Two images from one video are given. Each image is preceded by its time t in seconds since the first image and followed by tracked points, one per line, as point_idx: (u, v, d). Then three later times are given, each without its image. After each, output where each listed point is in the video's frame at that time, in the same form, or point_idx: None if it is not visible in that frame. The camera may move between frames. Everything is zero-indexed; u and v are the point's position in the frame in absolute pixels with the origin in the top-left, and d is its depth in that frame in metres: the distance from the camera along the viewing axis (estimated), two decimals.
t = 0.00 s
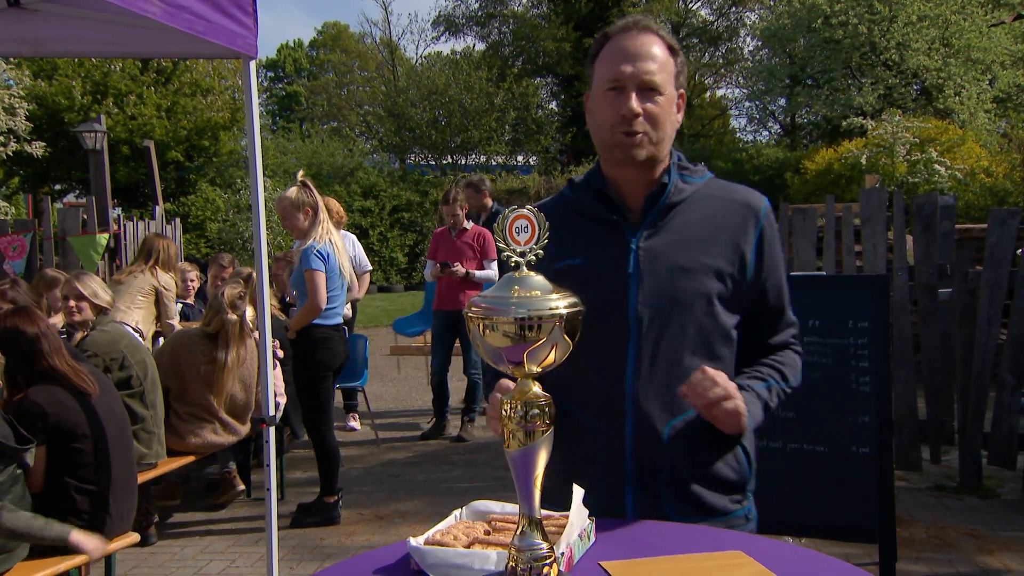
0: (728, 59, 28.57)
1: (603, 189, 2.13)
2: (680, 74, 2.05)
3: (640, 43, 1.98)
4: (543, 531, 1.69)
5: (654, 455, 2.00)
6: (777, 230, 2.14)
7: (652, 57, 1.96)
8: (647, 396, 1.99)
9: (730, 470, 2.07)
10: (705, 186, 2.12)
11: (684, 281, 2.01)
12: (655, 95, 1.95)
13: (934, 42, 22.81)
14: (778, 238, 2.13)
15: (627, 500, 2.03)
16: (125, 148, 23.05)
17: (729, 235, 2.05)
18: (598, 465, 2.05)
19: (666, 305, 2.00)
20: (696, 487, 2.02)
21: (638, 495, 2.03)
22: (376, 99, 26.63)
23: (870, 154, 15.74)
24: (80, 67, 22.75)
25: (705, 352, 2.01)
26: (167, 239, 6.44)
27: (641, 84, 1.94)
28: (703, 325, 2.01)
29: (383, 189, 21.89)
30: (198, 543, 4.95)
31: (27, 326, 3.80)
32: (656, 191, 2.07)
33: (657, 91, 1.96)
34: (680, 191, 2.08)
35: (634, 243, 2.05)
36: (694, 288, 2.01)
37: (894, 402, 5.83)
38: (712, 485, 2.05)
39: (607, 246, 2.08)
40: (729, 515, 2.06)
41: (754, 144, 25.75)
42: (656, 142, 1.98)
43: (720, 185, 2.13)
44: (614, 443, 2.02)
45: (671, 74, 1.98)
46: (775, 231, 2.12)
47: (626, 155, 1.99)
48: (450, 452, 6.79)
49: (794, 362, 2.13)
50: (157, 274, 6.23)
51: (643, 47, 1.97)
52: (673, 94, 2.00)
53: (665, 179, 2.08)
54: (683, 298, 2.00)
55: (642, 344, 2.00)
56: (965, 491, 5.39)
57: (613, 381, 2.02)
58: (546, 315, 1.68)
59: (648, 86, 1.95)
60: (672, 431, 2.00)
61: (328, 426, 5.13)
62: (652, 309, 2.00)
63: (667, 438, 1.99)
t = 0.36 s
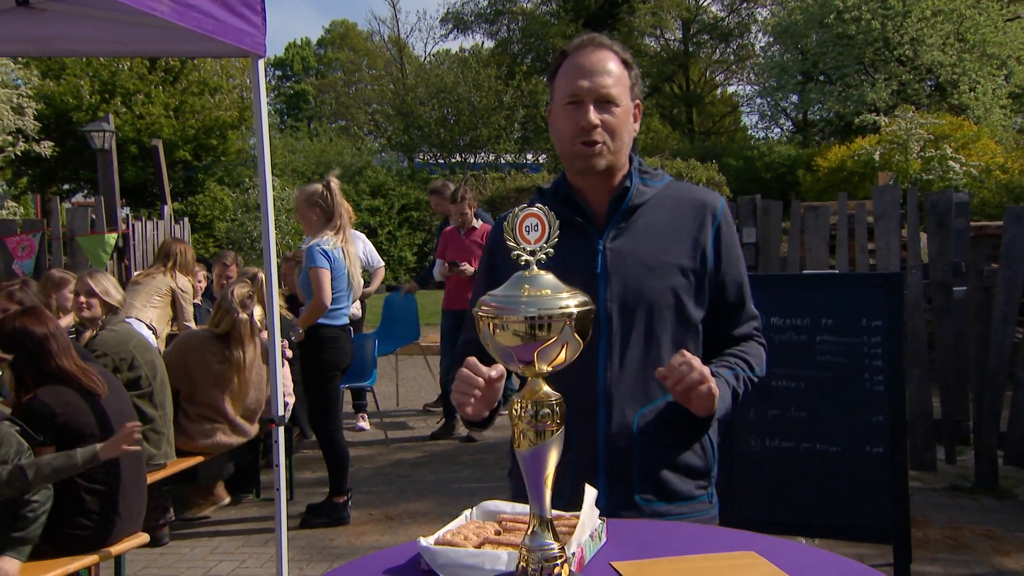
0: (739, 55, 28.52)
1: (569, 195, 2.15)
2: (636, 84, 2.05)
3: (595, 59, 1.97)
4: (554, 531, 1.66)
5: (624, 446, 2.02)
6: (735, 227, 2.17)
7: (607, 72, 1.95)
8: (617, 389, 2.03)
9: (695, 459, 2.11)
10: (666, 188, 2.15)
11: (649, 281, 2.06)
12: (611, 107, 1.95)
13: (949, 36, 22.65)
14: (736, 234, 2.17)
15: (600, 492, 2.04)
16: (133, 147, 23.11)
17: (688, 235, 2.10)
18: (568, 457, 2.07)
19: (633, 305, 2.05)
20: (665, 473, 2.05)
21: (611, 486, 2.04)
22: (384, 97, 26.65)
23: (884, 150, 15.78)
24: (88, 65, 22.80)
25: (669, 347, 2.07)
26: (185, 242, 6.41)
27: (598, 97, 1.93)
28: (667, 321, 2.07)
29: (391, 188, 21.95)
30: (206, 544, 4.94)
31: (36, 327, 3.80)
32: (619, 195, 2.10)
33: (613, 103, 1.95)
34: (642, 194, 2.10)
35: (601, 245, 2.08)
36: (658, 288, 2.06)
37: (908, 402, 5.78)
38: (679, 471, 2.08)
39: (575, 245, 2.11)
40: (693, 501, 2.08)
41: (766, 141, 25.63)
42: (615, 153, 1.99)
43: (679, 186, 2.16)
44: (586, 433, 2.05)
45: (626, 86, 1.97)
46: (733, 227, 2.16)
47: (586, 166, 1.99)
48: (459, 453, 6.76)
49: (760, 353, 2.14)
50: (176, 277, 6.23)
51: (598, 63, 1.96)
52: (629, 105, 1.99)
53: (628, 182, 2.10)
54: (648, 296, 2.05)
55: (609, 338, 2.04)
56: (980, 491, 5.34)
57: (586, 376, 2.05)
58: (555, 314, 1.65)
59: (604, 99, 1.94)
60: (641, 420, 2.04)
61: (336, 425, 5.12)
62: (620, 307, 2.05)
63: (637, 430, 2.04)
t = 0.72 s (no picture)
0: (748, 50, 28.44)
1: (564, 182, 2.16)
2: (623, 81, 2.02)
3: (580, 65, 1.93)
4: (561, 529, 1.64)
5: (630, 419, 2.03)
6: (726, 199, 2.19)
7: (594, 78, 1.92)
8: (622, 367, 2.02)
9: (697, 430, 2.11)
10: (658, 170, 2.16)
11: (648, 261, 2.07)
12: (599, 113, 1.94)
13: (960, 31, 22.52)
14: (729, 206, 2.18)
15: (607, 469, 2.04)
16: (139, 142, 23.13)
17: (683, 211, 2.12)
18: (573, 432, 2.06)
19: (635, 285, 2.06)
20: (668, 444, 2.06)
21: (618, 462, 2.04)
22: (390, 92, 26.64)
23: (895, 146, 15.73)
24: (93, 60, 22.81)
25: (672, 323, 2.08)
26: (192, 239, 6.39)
27: (585, 105, 1.92)
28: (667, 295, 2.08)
29: (396, 184, 21.95)
30: (212, 541, 4.92)
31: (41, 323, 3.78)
32: (615, 179, 2.10)
33: (601, 108, 1.93)
34: (636, 178, 2.12)
35: (599, 228, 2.09)
36: (655, 266, 2.07)
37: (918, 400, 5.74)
38: (682, 442, 2.08)
39: (575, 227, 2.12)
40: (696, 471, 2.09)
41: (775, 137, 25.53)
42: (606, 157, 2.00)
43: (670, 166, 2.17)
44: (591, 412, 2.04)
45: (612, 88, 1.94)
46: (725, 199, 2.17)
47: (580, 167, 2.01)
48: (464, 450, 6.74)
49: (766, 318, 2.05)
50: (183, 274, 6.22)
51: (585, 68, 1.93)
52: (617, 106, 1.97)
53: (622, 167, 2.10)
54: (649, 273, 2.07)
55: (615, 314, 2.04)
56: (990, 491, 5.30)
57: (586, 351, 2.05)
58: (563, 311, 1.63)
59: (592, 105, 1.92)
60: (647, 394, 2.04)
61: (341, 422, 5.11)
62: (622, 286, 2.05)
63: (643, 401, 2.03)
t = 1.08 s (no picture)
0: (750, 47, 28.39)
1: (618, 189, 2.16)
2: (670, 87, 2.04)
3: (624, 73, 1.96)
4: (562, 528, 1.62)
5: (692, 425, 2.04)
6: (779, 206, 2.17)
7: (638, 86, 1.95)
8: (683, 372, 2.04)
9: (749, 434, 2.12)
10: (709, 177, 2.15)
11: (702, 268, 2.07)
12: (644, 121, 1.96)
13: (964, 28, 22.48)
14: (782, 212, 2.17)
15: (671, 472, 2.04)
16: (137, 140, 23.10)
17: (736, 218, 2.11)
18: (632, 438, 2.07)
19: (689, 294, 2.06)
20: (727, 449, 2.07)
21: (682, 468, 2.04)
22: (390, 90, 26.62)
23: (898, 143, 15.71)
24: (91, 57, 22.77)
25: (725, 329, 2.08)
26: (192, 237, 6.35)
27: (628, 113, 1.95)
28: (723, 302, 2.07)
29: (397, 181, 21.89)
30: (211, 540, 4.90)
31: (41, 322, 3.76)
32: (667, 186, 2.10)
33: (645, 114, 1.96)
34: (689, 184, 2.11)
35: (653, 235, 2.09)
36: (709, 274, 2.07)
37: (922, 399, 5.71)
38: (741, 448, 2.09)
39: (629, 237, 2.12)
40: (753, 477, 2.10)
41: (778, 135, 25.47)
42: (650, 164, 2.02)
43: (723, 172, 2.16)
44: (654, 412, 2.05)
45: (657, 94, 1.97)
46: (778, 207, 2.16)
47: (626, 176, 2.04)
48: (465, 449, 6.72)
49: (816, 327, 2.08)
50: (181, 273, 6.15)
51: (629, 75, 1.96)
52: (663, 113, 1.99)
53: (674, 174, 2.10)
54: (702, 281, 2.07)
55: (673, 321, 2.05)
56: (994, 490, 5.27)
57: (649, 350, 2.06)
58: (564, 309, 1.60)
59: (635, 112, 1.95)
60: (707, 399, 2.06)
61: (342, 422, 5.08)
62: (678, 292, 2.06)
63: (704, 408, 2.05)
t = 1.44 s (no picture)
0: (745, 43, 28.37)
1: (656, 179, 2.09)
2: (710, 87, 1.93)
3: (661, 70, 1.86)
4: (556, 525, 1.59)
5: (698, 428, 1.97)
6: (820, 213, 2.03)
7: (675, 84, 1.85)
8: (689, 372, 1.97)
9: (763, 442, 2.04)
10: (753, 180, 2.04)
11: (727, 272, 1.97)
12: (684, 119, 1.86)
13: (961, 23, 22.49)
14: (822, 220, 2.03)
15: (671, 472, 1.99)
16: (129, 135, 23.00)
17: (766, 217, 1.98)
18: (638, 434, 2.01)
19: (709, 297, 1.97)
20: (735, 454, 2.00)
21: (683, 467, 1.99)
22: (384, 85, 26.56)
23: (895, 140, 15.74)
24: (81, 51, 22.62)
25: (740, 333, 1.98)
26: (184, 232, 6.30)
27: (665, 111, 1.85)
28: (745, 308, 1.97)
29: (390, 177, 21.83)
30: (203, 539, 4.87)
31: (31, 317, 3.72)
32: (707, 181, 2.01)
33: (684, 114, 1.86)
34: (731, 183, 2.02)
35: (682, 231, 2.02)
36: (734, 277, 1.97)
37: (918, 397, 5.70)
38: (747, 453, 2.02)
39: (663, 229, 2.04)
40: (760, 485, 2.04)
41: (774, 130, 25.48)
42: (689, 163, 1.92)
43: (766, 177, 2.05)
44: (661, 410, 1.99)
45: (696, 92, 1.88)
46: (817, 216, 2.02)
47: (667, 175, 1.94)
48: (460, 446, 6.70)
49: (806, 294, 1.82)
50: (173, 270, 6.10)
51: (667, 74, 1.86)
52: (703, 112, 1.89)
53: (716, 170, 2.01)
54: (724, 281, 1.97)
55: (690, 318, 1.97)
56: (989, 487, 5.27)
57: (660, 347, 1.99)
58: (556, 305, 1.58)
59: (674, 108, 1.85)
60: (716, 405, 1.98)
61: (337, 419, 5.04)
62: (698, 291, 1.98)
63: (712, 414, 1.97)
